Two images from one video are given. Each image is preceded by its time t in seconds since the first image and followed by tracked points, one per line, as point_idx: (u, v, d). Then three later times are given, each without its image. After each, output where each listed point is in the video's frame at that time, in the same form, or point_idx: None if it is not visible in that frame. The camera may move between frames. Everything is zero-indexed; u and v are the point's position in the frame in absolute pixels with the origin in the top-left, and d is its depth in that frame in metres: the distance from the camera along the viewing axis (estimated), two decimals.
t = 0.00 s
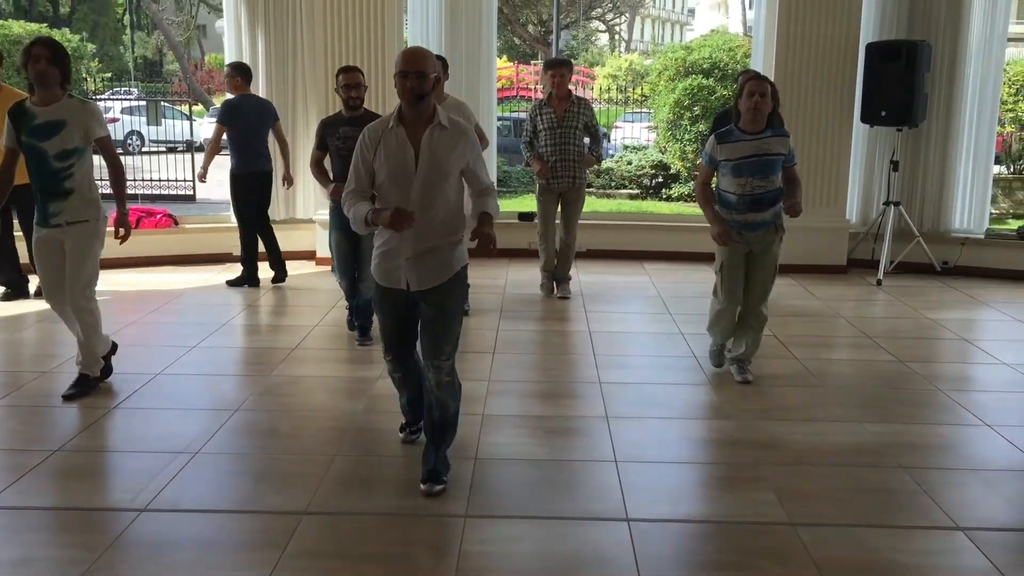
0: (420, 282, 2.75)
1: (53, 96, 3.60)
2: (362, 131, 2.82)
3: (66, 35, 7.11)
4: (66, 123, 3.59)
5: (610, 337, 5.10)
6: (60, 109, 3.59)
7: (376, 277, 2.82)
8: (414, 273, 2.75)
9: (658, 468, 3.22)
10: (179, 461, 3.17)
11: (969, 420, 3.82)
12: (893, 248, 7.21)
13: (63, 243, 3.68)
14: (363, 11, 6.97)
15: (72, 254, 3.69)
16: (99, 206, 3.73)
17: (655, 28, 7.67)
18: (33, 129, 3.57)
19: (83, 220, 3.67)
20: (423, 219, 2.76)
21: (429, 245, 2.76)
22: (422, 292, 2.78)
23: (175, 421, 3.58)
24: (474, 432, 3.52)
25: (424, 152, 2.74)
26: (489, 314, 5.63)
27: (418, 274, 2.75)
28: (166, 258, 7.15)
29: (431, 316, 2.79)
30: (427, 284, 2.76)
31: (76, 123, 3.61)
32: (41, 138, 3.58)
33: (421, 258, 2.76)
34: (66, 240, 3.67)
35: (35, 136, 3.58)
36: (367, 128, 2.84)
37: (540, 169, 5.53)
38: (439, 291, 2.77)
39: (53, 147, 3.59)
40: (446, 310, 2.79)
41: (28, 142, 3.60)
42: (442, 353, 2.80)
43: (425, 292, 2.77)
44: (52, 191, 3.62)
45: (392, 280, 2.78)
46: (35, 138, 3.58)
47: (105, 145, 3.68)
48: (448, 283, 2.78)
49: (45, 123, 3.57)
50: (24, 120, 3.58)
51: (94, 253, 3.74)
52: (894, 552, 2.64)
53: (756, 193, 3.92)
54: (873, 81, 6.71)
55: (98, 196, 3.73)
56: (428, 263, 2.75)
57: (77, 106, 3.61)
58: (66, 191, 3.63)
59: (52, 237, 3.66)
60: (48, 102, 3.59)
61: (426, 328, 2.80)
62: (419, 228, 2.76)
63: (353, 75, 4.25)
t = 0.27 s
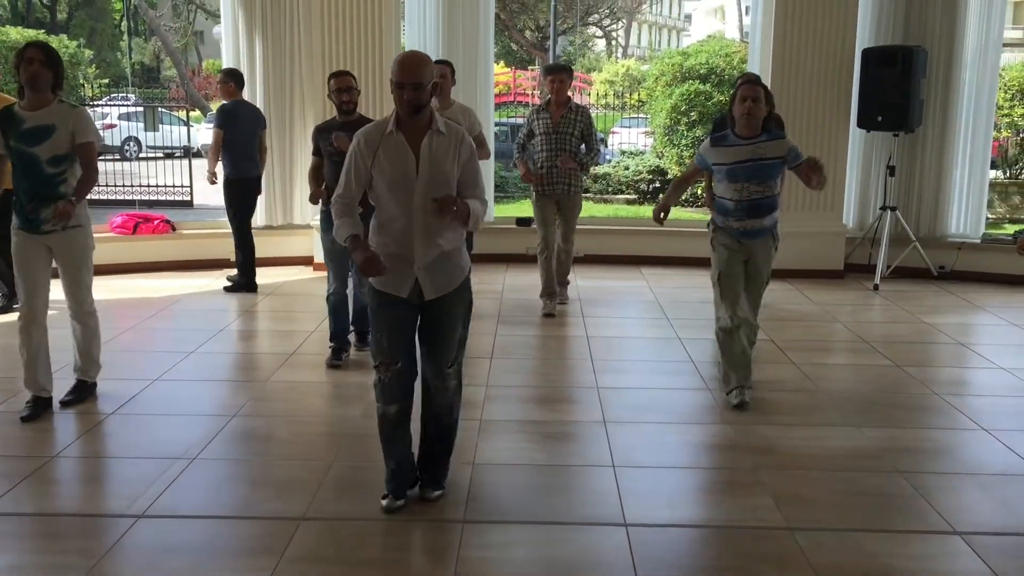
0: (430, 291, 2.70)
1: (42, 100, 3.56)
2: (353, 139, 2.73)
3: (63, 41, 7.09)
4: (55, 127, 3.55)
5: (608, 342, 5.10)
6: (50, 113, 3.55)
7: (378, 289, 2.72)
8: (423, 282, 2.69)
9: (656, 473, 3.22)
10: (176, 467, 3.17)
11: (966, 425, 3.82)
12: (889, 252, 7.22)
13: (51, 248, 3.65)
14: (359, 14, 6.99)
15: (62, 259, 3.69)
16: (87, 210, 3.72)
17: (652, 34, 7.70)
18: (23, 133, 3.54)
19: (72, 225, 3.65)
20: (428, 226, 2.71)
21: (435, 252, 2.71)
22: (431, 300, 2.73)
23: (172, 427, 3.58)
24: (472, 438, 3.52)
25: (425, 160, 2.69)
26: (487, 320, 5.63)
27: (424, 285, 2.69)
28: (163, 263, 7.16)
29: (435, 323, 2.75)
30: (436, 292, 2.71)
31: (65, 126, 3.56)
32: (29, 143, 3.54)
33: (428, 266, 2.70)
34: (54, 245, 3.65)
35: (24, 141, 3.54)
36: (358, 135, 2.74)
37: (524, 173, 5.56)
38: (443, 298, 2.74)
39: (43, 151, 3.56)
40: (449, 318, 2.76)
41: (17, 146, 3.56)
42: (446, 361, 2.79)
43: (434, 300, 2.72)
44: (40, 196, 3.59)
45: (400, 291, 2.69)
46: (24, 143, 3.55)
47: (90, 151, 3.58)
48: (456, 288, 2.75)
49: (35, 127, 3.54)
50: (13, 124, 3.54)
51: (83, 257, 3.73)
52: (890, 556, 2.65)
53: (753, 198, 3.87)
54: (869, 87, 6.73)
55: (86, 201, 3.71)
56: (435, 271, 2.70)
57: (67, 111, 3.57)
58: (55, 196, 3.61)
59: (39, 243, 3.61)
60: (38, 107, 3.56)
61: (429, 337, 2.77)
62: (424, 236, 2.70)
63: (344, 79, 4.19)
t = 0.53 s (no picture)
0: (412, 303, 2.68)
1: (27, 108, 3.57)
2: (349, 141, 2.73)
3: (65, 47, 7.11)
4: (35, 134, 3.54)
5: (608, 346, 5.11)
6: (31, 120, 3.54)
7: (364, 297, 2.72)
8: (405, 294, 2.68)
9: (656, 476, 3.22)
10: (177, 471, 3.17)
11: (966, 428, 3.82)
12: (890, 256, 7.23)
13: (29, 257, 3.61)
14: (360, 20, 7.01)
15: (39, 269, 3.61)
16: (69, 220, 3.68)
17: (653, 38, 7.69)
18: (6, 141, 3.53)
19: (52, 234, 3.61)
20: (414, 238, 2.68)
21: (421, 264, 2.69)
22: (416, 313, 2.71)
23: (173, 431, 3.59)
24: (472, 442, 3.52)
25: (414, 167, 2.67)
26: (488, 323, 5.64)
27: (405, 293, 2.68)
28: (165, 269, 7.17)
29: (426, 336, 2.74)
30: (419, 305, 2.69)
31: (47, 134, 3.54)
32: (11, 150, 3.53)
33: (412, 277, 2.68)
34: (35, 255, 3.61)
35: (7, 147, 3.53)
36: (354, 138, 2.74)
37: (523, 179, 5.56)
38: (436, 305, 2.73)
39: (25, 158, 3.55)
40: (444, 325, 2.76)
41: None
42: (439, 371, 2.79)
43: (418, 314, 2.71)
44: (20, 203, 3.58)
45: (383, 301, 2.69)
46: (6, 151, 3.54)
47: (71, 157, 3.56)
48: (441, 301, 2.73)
49: (19, 134, 3.53)
50: None
51: (61, 268, 3.66)
52: (891, 559, 2.65)
53: (746, 203, 3.79)
54: (869, 90, 6.74)
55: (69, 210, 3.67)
56: (420, 283, 2.69)
57: (48, 117, 3.56)
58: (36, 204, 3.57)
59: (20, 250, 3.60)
60: (23, 114, 3.57)
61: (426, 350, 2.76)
62: (408, 245, 2.68)
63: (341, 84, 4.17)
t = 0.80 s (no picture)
0: (388, 304, 2.58)
1: (13, 109, 3.45)
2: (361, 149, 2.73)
3: (67, 51, 7.14)
4: (18, 134, 3.41)
5: (609, 348, 5.11)
6: (16, 119, 3.42)
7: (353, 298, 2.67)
8: (382, 295, 2.58)
9: (657, 479, 3.22)
10: (178, 475, 3.17)
11: (968, 429, 3.82)
12: (891, 257, 7.23)
13: (9, 261, 3.47)
14: (360, 24, 7.02)
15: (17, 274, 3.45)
16: (53, 223, 3.53)
17: (653, 41, 7.70)
18: None
19: (35, 237, 3.47)
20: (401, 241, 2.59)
21: (405, 267, 2.58)
22: (392, 311, 2.59)
23: (174, 435, 3.59)
24: (473, 445, 3.52)
25: (404, 172, 2.58)
26: (489, 326, 5.64)
27: (383, 297, 2.58)
28: (167, 273, 7.18)
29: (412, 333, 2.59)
30: (393, 304, 2.58)
31: (31, 133, 3.42)
32: None
33: (392, 279, 2.59)
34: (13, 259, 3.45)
35: None
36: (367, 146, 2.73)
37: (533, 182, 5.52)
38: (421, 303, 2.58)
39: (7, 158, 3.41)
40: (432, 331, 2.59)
41: None
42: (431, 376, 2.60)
43: (389, 311, 2.60)
44: None
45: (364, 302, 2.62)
46: None
47: (60, 161, 3.43)
48: (420, 307, 2.59)
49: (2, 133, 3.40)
50: None
51: (39, 273, 3.49)
52: (894, 561, 2.64)
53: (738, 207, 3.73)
54: (870, 91, 6.74)
55: (54, 213, 3.53)
56: (398, 285, 2.58)
57: (34, 118, 3.44)
58: (18, 206, 3.44)
59: None
60: (8, 114, 3.45)
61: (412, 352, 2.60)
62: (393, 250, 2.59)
63: (338, 86, 4.12)
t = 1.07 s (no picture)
0: (413, 306, 2.64)
1: (10, 115, 3.42)
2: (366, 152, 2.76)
3: (66, 56, 7.14)
4: (18, 141, 3.38)
5: (608, 351, 5.12)
6: (15, 126, 3.38)
7: (369, 301, 2.71)
8: (406, 297, 2.64)
9: (657, 481, 3.22)
10: (178, 479, 3.17)
11: (968, 431, 3.82)
12: (890, 259, 7.24)
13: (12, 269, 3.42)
14: (360, 28, 7.03)
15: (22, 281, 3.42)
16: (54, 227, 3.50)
17: (652, 43, 7.71)
18: None
19: (38, 242, 3.43)
20: (420, 242, 2.65)
21: (426, 269, 2.65)
22: (418, 316, 2.66)
23: (174, 439, 3.58)
24: (472, 447, 3.52)
25: (421, 175, 2.64)
26: (488, 329, 5.65)
27: (407, 300, 2.64)
28: (166, 276, 7.18)
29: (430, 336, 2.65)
30: (419, 308, 2.65)
31: (31, 140, 3.40)
32: None
33: (414, 281, 2.65)
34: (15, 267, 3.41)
35: None
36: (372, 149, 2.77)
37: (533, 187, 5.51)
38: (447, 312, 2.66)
39: (5, 165, 3.37)
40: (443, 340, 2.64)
41: None
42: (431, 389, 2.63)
43: (420, 316, 2.66)
44: None
45: (385, 305, 2.67)
46: None
47: (59, 165, 3.43)
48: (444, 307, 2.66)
49: None
50: None
51: (48, 277, 3.46)
52: (894, 563, 2.64)
53: (727, 212, 3.72)
54: (869, 93, 6.75)
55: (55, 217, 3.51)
56: (421, 286, 2.64)
57: (32, 125, 3.41)
58: (18, 212, 3.40)
59: None
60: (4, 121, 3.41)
61: (422, 359, 2.65)
62: (414, 253, 2.65)
63: (335, 89, 4.10)
